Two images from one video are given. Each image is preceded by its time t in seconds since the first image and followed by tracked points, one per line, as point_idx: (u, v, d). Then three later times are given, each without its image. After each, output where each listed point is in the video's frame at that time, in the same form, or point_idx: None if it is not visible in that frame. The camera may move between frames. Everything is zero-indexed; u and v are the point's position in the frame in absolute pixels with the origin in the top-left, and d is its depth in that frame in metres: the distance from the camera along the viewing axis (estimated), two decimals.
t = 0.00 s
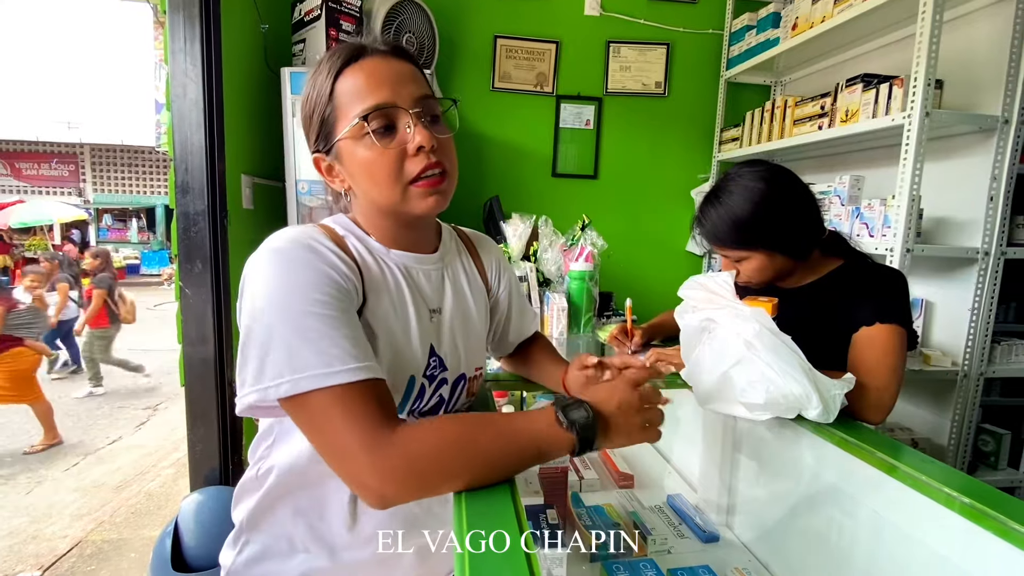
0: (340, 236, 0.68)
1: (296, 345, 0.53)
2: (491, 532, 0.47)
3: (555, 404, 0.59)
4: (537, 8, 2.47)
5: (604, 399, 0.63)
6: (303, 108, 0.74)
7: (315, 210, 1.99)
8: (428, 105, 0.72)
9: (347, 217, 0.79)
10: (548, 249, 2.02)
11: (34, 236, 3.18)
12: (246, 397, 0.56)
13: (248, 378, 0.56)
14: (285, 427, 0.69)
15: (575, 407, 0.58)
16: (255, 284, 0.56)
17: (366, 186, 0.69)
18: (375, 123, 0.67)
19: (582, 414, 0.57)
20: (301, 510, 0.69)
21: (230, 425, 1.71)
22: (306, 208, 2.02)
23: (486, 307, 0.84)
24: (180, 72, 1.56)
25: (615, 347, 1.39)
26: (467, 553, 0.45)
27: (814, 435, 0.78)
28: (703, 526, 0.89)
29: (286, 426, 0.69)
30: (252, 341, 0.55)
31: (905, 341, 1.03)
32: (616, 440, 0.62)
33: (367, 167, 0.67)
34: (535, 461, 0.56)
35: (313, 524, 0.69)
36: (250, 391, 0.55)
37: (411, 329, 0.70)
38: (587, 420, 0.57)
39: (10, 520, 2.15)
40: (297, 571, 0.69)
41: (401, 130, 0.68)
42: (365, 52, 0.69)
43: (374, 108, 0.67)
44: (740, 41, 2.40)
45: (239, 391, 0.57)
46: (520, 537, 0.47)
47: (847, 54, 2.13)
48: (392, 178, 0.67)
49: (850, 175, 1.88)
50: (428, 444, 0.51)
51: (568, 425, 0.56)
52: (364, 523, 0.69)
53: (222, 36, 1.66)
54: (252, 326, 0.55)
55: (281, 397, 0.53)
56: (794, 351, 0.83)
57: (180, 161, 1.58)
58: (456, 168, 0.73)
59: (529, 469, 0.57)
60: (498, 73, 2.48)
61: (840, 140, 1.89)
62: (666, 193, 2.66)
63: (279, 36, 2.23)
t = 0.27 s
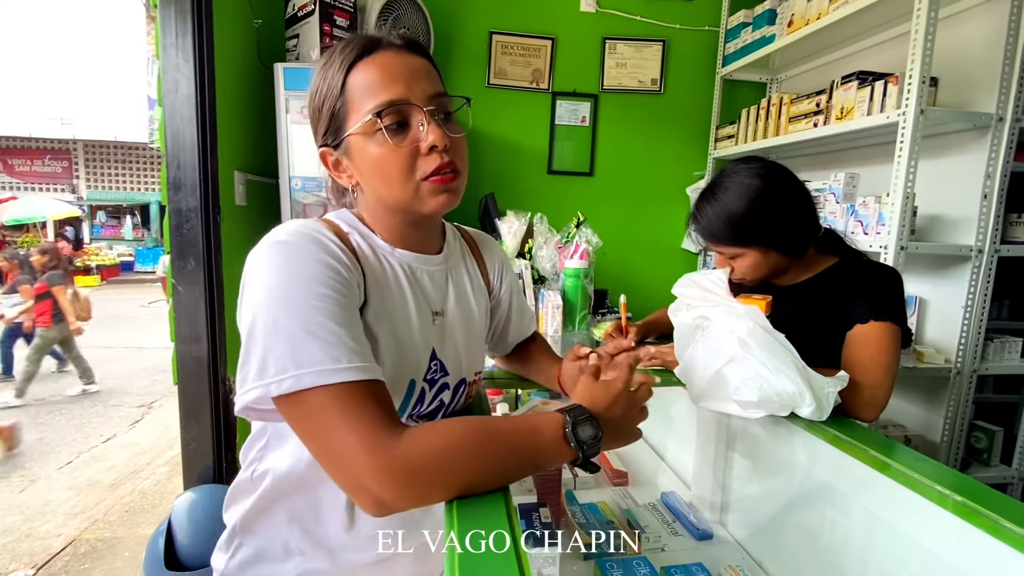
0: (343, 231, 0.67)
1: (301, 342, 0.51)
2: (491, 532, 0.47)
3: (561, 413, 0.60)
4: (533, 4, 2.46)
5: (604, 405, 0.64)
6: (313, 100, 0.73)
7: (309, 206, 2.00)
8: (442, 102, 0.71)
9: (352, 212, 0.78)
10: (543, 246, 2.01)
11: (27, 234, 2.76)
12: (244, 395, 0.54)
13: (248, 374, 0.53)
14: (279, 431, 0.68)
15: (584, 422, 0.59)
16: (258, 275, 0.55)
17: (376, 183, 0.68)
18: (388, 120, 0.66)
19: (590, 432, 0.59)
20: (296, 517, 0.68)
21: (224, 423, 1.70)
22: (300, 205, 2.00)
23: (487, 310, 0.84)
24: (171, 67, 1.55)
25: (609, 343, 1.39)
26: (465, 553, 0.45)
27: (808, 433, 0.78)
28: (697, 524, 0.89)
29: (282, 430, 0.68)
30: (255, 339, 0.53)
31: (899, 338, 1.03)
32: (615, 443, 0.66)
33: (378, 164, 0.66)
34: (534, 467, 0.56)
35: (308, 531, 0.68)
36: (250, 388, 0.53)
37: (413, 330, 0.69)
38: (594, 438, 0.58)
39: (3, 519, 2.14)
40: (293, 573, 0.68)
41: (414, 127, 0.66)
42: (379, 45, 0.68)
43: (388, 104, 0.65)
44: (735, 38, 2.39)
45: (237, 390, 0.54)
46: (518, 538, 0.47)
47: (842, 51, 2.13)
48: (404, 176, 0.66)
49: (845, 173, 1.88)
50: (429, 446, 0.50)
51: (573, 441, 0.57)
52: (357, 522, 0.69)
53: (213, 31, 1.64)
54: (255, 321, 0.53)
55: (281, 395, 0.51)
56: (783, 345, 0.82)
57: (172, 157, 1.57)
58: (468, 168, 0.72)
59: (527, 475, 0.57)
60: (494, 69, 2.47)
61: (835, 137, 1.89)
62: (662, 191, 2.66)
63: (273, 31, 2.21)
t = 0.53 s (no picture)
0: (330, 230, 0.67)
1: (283, 342, 0.51)
2: (491, 532, 0.46)
3: (550, 416, 0.59)
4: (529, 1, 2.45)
5: (592, 407, 0.64)
6: (312, 91, 0.71)
7: (303, 203, 1.98)
8: (443, 104, 0.69)
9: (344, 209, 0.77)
10: (537, 244, 2.00)
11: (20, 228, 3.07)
12: (223, 393, 0.53)
13: (228, 372, 0.52)
14: (258, 431, 0.68)
15: (572, 423, 0.59)
16: (240, 272, 0.54)
17: (369, 183, 0.67)
18: (383, 120, 0.65)
19: (576, 433, 0.58)
20: (273, 518, 0.68)
21: (217, 421, 1.69)
22: (294, 203, 2.00)
23: (478, 314, 0.83)
24: (162, 63, 1.54)
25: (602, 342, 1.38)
26: (469, 553, 0.44)
27: (800, 432, 0.78)
28: (690, 525, 0.89)
29: (260, 431, 0.67)
30: (235, 337, 0.52)
31: (893, 338, 1.03)
32: (603, 444, 0.65)
33: (372, 165, 0.65)
34: (521, 469, 0.55)
35: (284, 533, 0.68)
36: (229, 386, 0.52)
37: (400, 334, 0.68)
38: (581, 439, 0.58)
39: None
40: None
41: (411, 128, 0.65)
42: (382, 41, 0.66)
43: (384, 105, 0.64)
44: (732, 36, 2.39)
45: (216, 389, 0.54)
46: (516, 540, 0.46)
47: (839, 49, 2.13)
48: (397, 179, 0.65)
49: (841, 171, 1.88)
50: (413, 448, 0.50)
51: (561, 443, 0.57)
52: (345, 524, 0.68)
53: (206, 28, 1.63)
54: (236, 318, 0.52)
55: (261, 394, 0.51)
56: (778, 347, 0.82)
57: (164, 154, 1.55)
58: (463, 172, 0.71)
59: (514, 478, 0.56)
60: (490, 66, 2.46)
61: (830, 136, 1.88)
62: (658, 189, 2.66)
63: (266, 27, 2.19)
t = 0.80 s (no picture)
0: (328, 220, 0.66)
1: (280, 331, 0.50)
2: (491, 531, 0.45)
3: (553, 411, 0.58)
4: None
5: (597, 403, 0.64)
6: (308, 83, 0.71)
7: (302, 198, 1.98)
8: (433, 95, 0.67)
9: (343, 201, 0.77)
10: (538, 239, 1.99)
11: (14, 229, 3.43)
12: (219, 383, 0.52)
13: (224, 362, 0.52)
14: (253, 423, 0.67)
15: (576, 421, 0.58)
16: (237, 262, 0.53)
17: (356, 178, 0.66)
18: (360, 115, 0.63)
19: (580, 432, 0.57)
20: (267, 512, 0.67)
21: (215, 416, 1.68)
22: (293, 197, 1.99)
23: (478, 308, 0.82)
24: (160, 56, 1.52)
25: (602, 337, 1.38)
26: (468, 552, 0.43)
27: (802, 427, 0.77)
28: (690, 520, 0.88)
29: (256, 423, 0.67)
30: (231, 326, 0.51)
31: (895, 333, 1.02)
32: (605, 440, 0.65)
33: (355, 162, 0.64)
34: (522, 464, 0.54)
35: (278, 527, 0.67)
36: (226, 376, 0.51)
37: (398, 327, 0.68)
38: (584, 438, 0.58)
39: None
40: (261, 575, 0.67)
41: (392, 123, 0.64)
42: (369, 31, 0.64)
43: (362, 98, 0.63)
44: (733, 31, 2.37)
45: (211, 378, 0.53)
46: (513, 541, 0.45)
47: (841, 45, 2.11)
48: (378, 176, 0.64)
49: (842, 167, 1.87)
50: (413, 440, 0.49)
51: (563, 439, 0.56)
52: (344, 519, 0.67)
53: (203, 20, 1.61)
54: (232, 307, 0.51)
55: (258, 385, 0.50)
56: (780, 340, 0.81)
57: (162, 148, 1.54)
58: (452, 166, 0.68)
59: (516, 472, 0.55)
60: (490, 61, 2.44)
61: (832, 132, 1.88)
62: (658, 185, 2.65)
63: (265, 21, 2.18)
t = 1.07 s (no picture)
0: (331, 218, 0.66)
1: (283, 329, 0.50)
2: (491, 532, 0.45)
3: (557, 409, 0.59)
4: None
5: (602, 401, 0.64)
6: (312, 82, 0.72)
7: (304, 196, 1.98)
8: (434, 94, 0.66)
9: (347, 198, 0.77)
10: (539, 239, 2.00)
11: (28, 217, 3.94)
12: (223, 380, 0.52)
13: (228, 359, 0.52)
14: (258, 420, 0.67)
15: (579, 420, 0.58)
16: (242, 259, 0.53)
17: (358, 177, 0.66)
18: (361, 114, 0.63)
19: (584, 431, 0.58)
20: (271, 510, 0.67)
21: (217, 415, 1.68)
22: (295, 196, 1.99)
23: (480, 306, 0.82)
24: (162, 54, 1.52)
25: (604, 336, 1.38)
26: (466, 552, 0.43)
27: (805, 427, 0.77)
28: (692, 519, 0.89)
29: (261, 420, 0.66)
30: (235, 323, 0.51)
31: (897, 333, 1.02)
32: (609, 440, 0.65)
33: (355, 160, 0.64)
34: (525, 461, 0.55)
35: (282, 524, 0.67)
36: (230, 372, 0.51)
37: (401, 325, 0.68)
38: (588, 436, 0.58)
39: None
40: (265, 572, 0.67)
41: (391, 122, 0.64)
42: (370, 29, 0.64)
43: (363, 98, 0.63)
44: (735, 31, 2.37)
45: (216, 374, 0.53)
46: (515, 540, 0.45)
47: (843, 45, 2.11)
48: (376, 175, 0.64)
49: (844, 167, 1.87)
50: (417, 437, 0.49)
51: (566, 438, 0.56)
52: (347, 517, 0.67)
53: (206, 19, 1.61)
54: (236, 304, 0.51)
55: (262, 381, 0.50)
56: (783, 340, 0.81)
57: (164, 146, 1.55)
58: (452, 166, 0.68)
59: (519, 470, 0.55)
60: (492, 60, 2.44)
61: (834, 132, 1.88)
62: (659, 185, 2.65)
63: (267, 19, 2.18)
